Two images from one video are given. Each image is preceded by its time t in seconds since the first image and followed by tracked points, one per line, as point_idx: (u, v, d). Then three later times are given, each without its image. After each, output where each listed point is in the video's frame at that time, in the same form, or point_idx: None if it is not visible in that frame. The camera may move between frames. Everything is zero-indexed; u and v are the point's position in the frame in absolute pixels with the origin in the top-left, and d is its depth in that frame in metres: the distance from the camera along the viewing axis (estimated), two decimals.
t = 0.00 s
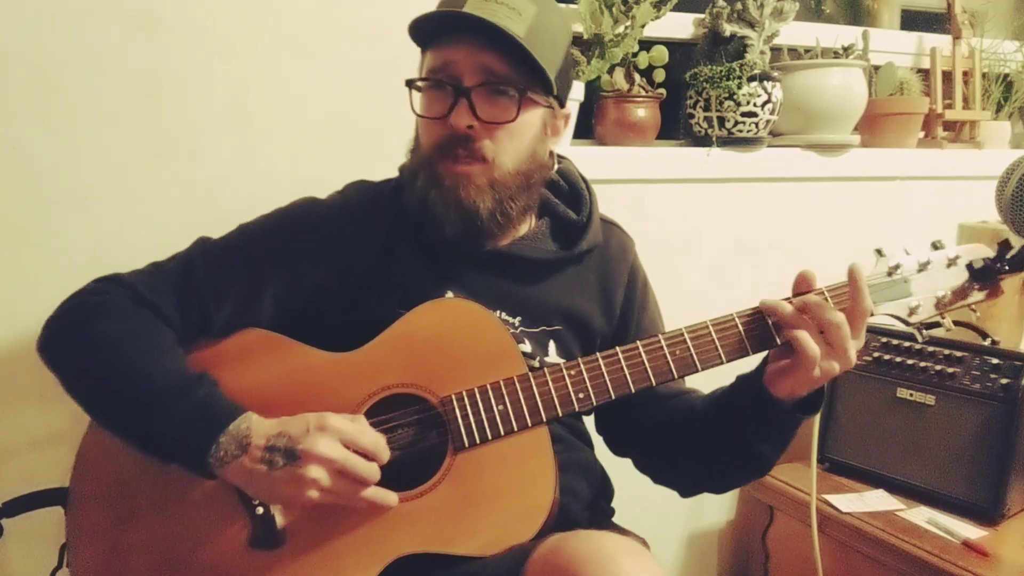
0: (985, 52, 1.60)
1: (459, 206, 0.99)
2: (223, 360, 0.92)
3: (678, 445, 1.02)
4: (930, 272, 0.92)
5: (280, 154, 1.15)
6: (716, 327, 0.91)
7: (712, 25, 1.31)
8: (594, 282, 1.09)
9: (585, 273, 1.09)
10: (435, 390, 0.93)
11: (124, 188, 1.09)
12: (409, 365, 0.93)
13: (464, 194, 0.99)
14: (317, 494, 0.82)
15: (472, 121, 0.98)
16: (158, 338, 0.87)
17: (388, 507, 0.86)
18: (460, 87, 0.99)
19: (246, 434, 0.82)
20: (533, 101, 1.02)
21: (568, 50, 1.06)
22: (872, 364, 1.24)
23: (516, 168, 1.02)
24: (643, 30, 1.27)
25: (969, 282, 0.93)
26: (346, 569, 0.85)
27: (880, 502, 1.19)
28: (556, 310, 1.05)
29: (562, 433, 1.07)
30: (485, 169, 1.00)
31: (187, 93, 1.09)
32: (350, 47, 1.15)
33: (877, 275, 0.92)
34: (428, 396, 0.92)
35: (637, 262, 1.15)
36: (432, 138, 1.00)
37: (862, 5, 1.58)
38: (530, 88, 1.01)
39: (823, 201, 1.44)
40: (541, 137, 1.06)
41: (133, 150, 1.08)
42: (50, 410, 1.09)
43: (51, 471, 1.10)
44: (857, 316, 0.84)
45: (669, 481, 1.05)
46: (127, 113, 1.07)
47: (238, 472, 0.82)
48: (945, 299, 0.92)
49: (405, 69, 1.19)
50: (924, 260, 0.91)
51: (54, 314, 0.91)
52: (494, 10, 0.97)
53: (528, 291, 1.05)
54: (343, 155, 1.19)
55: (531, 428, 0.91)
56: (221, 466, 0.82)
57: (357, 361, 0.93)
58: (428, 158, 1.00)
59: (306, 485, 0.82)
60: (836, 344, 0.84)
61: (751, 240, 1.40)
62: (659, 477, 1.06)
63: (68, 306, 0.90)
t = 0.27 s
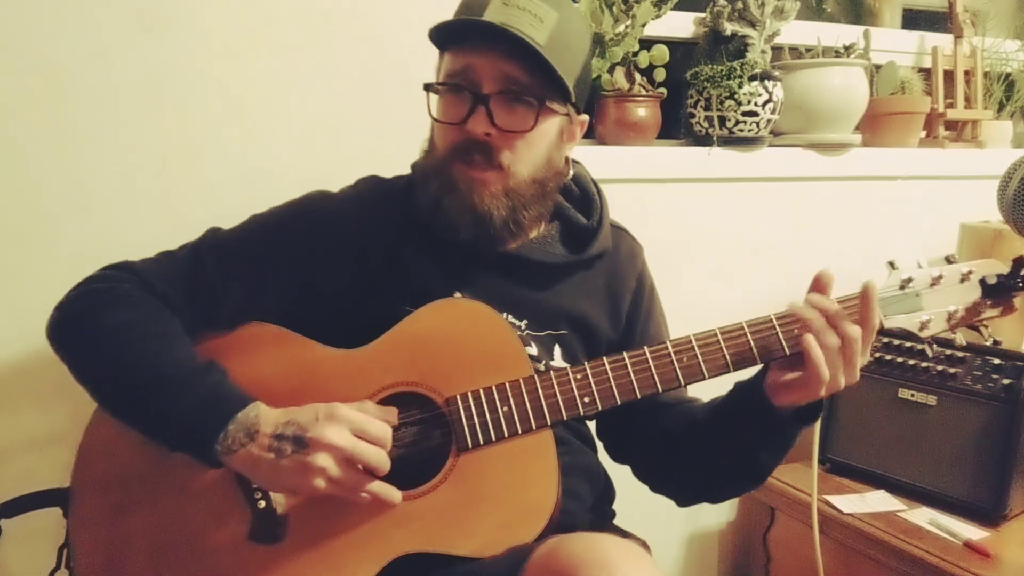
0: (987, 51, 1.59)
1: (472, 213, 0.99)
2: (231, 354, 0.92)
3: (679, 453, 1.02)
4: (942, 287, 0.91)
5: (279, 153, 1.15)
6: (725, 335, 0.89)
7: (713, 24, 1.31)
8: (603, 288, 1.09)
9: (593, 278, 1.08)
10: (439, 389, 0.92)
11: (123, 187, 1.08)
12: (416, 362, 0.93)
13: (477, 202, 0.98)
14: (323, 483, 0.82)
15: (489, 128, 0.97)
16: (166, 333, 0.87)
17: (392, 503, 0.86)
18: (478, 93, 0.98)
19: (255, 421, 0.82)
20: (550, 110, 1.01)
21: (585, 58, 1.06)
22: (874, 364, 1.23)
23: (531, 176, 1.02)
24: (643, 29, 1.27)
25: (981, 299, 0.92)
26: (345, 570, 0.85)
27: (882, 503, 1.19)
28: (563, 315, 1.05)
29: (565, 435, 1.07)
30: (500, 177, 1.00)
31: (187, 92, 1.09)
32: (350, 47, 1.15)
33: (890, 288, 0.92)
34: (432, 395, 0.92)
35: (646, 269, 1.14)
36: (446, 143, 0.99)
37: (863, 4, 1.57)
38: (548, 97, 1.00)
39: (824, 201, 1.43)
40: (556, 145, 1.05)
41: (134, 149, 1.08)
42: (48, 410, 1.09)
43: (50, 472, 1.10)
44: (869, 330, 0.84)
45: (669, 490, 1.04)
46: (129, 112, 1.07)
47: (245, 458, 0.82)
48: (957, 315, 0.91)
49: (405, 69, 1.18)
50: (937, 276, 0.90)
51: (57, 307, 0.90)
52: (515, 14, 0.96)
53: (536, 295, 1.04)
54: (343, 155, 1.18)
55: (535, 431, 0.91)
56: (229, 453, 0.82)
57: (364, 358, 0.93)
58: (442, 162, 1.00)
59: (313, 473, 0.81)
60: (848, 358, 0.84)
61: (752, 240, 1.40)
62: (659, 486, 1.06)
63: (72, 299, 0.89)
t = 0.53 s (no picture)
0: (989, 50, 1.59)
1: (484, 220, 0.98)
2: (240, 348, 0.91)
3: (684, 459, 1.01)
4: (955, 300, 0.91)
5: (279, 153, 1.14)
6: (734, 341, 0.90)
7: (714, 23, 1.31)
8: (612, 290, 1.08)
9: (603, 280, 1.08)
10: (446, 385, 0.92)
11: (122, 185, 1.08)
12: (423, 358, 0.92)
13: (490, 208, 0.97)
14: (322, 482, 0.82)
15: (505, 135, 0.97)
16: (173, 327, 0.86)
17: (395, 499, 0.86)
18: (495, 98, 0.97)
19: (258, 417, 0.82)
20: (566, 117, 1.00)
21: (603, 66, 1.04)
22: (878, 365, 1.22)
23: (544, 183, 1.01)
24: (644, 28, 1.26)
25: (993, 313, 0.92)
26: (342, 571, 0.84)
27: (883, 504, 1.18)
28: (572, 316, 1.04)
29: (572, 437, 1.05)
30: (514, 183, 0.99)
31: (188, 90, 1.09)
32: (350, 45, 1.15)
33: (901, 300, 0.93)
34: (439, 391, 0.92)
35: (654, 273, 1.14)
36: (461, 148, 0.98)
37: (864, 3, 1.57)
38: (564, 105, 0.99)
39: (825, 200, 1.43)
40: (569, 152, 1.05)
41: (135, 147, 1.08)
42: (46, 411, 1.09)
43: (47, 473, 1.10)
44: (880, 339, 0.84)
45: (672, 494, 1.04)
46: (131, 109, 1.07)
47: (249, 453, 0.81)
48: (970, 328, 0.91)
49: (404, 68, 1.18)
50: (949, 288, 0.91)
51: (62, 301, 0.89)
52: (533, 19, 0.94)
53: (545, 295, 1.04)
54: (343, 154, 1.18)
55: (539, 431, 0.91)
56: (232, 446, 0.82)
57: (371, 354, 0.93)
58: (455, 166, 0.99)
59: (312, 473, 0.81)
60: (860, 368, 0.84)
61: (752, 241, 1.39)
62: (662, 490, 1.06)
63: (77, 293, 0.88)
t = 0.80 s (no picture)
0: (992, 49, 1.58)
1: (494, 221, 0.98)
2: (249, 346, 0.92)
3: (683, 463, 1.01)
4: (955, 301, 0.92)
5: (278, 152, 1.14)
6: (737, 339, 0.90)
7: (715, 22, 1.31)
8: (617, 293, 1.08)
9: (608, 283, 1.07)
10: (450, 383, 0.92)
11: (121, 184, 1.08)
12: (427, 356, 0.92)
13: (501, 211, 0.97)
14: (330, 471, 0.81)
15: (524, 140, 0.96)
16: (174, 324, 0.85)
17: (398, 494, 0.85)
18: (518, 103, 0.95)
19: (268, 407, 0.82)
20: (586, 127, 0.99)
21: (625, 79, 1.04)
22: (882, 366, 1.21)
23: (556, 189, 1.01)
24: (645, 27, 1.26)
25: (993, 316, 0.92)
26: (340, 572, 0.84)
27: (885, 505, 1.18)
28: (575, 317, 1.04)
29: (574, 437, 1.05)
30: (527, 188, 0.98)
31: (189, 89, 1.08)
32: (349, 44, 1.14)
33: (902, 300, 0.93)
34: (443, 389, 0.91)
35: (659, 277, 1.14)
36: (477, 148, 0.98)
37: (866, 2, 1.56)
38: (585, 115, 0.98)
39: (826, 200, 1.42)
40: (584, 160, 1.04)
41: (136, 146, 1.08)
42: (44, 411, 1.08)
43: (45, 473, 1.09)
44: (880, 337, 0.84)
45: (670, 499, 1.04)
46: (134, 108, 1.07)
47: (257, 443, 0.81)
48: (970, 329, 0.90)
49: (404, 66, 1.17)
50: (950, 289, 0.91)
51: (68, 298, 0.89)
52: (562, 26, 0.94)
53: (550, 296, 1.04)
54: (342, 153, 1.17)
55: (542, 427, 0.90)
56: (240, 437, 0.81)
57: (375, 348, 0.93)
58: (470, 166, 0.98)
59: (321, 460, 0.81)
60: (861, 367, 0.84)
61: (752, 242, 1.39)
62: (660, 494, 1.06)
63: (82, 289, 0.88)
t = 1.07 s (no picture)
0: (993, 48, 1.58)
1: (499, 226, 0.98)
2: (251, 346, 0.92)
3: (682, 473, 1.00)
4: (954, 304, 0.91)
5: (277, 152, 1.13)
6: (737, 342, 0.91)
7: (715, 21, 1.30)
8: (620, 302, 1.08)
9: (610, 292, 1.07)
10: (452, 384, 0.91)
11: (119, 184, 1.07)
12: (429, 357, 0.92)
13: (507, 216, 0.97)
14: (329, 472, 0.81)
15: (533, 146, 0.95)
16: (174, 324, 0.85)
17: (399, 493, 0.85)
18: (530, 111, 0.95)
19: (266, 409, 0.81)
20: (596, 138, 0.99)
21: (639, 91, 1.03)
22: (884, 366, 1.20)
23: (563, 197, 1.01)
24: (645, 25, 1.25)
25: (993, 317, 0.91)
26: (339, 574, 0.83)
27: (886, 505, 1.17)
28: (578, 324, 1.03)
29: (577, 441, 1.05)
30: (534, 195, 0.98)
31: (189, 90, 1.08)
32: (348, 43, 1.14)
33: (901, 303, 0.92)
34: (444, 389, 0.91)
35: (662, 286, 1.13)
36: (486, 151, 0.97)
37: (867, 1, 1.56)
38: (596, 126, 0.97)
39: (827, 200, 1.42)
40: (592, 169, 1.04)
41: (135, 145, 1.07)
42: (43, 412, 1.08)
43: (43, 474, 1.09)
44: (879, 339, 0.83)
45: (670, 509, 1.03)
46: (136, 108, 1.06)
47: (254, 445, 0.80)
48: (969, 332, 0.90)
49: (404, 66, 1.17)
50: (949, 293, 0.91)
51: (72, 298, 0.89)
52: (577, 36, 0.93)
53: (553, 305, 1.03)
54: (341, 153, 1.16)
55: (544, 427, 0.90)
56: (239, 439, 0.80)
57: (378, 350, 0.92)
58: (478, 169, 0.98)
59: (321, 461, 0.80)
60: (853, 366, 0.84)
61: (753, 242, 1.38)
62: (660, 505, 1.05)
63: (87, 287, 0.88)
